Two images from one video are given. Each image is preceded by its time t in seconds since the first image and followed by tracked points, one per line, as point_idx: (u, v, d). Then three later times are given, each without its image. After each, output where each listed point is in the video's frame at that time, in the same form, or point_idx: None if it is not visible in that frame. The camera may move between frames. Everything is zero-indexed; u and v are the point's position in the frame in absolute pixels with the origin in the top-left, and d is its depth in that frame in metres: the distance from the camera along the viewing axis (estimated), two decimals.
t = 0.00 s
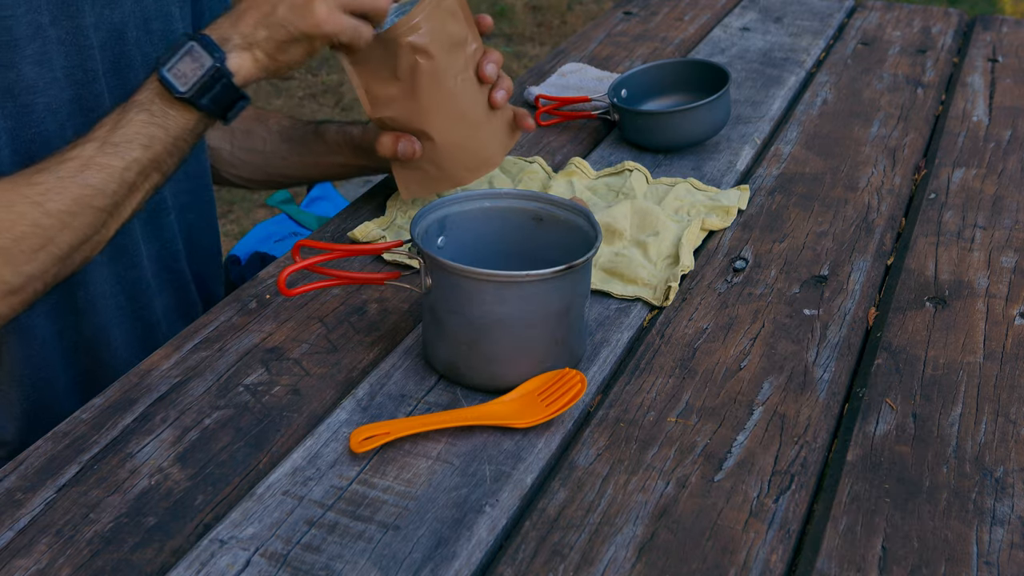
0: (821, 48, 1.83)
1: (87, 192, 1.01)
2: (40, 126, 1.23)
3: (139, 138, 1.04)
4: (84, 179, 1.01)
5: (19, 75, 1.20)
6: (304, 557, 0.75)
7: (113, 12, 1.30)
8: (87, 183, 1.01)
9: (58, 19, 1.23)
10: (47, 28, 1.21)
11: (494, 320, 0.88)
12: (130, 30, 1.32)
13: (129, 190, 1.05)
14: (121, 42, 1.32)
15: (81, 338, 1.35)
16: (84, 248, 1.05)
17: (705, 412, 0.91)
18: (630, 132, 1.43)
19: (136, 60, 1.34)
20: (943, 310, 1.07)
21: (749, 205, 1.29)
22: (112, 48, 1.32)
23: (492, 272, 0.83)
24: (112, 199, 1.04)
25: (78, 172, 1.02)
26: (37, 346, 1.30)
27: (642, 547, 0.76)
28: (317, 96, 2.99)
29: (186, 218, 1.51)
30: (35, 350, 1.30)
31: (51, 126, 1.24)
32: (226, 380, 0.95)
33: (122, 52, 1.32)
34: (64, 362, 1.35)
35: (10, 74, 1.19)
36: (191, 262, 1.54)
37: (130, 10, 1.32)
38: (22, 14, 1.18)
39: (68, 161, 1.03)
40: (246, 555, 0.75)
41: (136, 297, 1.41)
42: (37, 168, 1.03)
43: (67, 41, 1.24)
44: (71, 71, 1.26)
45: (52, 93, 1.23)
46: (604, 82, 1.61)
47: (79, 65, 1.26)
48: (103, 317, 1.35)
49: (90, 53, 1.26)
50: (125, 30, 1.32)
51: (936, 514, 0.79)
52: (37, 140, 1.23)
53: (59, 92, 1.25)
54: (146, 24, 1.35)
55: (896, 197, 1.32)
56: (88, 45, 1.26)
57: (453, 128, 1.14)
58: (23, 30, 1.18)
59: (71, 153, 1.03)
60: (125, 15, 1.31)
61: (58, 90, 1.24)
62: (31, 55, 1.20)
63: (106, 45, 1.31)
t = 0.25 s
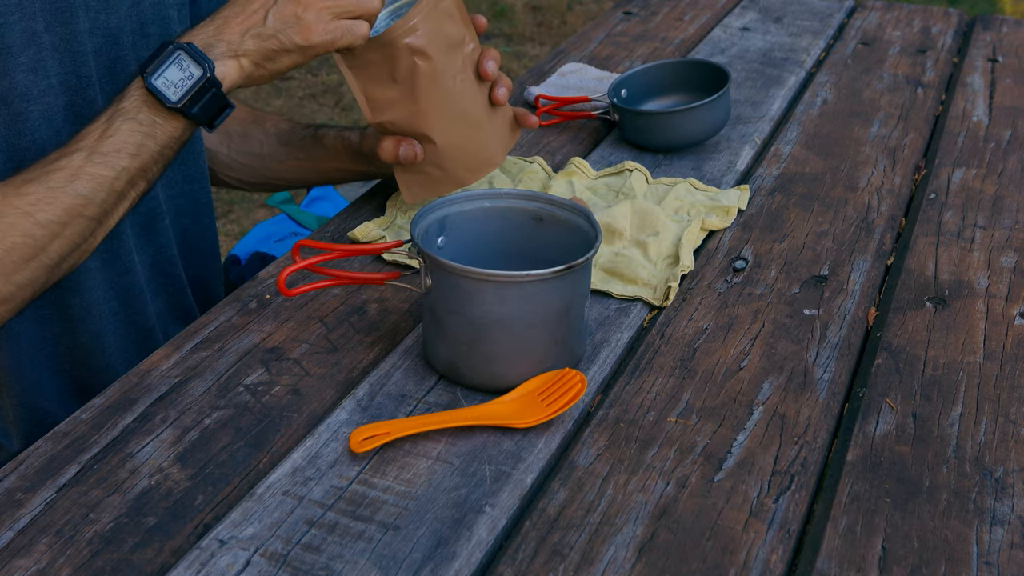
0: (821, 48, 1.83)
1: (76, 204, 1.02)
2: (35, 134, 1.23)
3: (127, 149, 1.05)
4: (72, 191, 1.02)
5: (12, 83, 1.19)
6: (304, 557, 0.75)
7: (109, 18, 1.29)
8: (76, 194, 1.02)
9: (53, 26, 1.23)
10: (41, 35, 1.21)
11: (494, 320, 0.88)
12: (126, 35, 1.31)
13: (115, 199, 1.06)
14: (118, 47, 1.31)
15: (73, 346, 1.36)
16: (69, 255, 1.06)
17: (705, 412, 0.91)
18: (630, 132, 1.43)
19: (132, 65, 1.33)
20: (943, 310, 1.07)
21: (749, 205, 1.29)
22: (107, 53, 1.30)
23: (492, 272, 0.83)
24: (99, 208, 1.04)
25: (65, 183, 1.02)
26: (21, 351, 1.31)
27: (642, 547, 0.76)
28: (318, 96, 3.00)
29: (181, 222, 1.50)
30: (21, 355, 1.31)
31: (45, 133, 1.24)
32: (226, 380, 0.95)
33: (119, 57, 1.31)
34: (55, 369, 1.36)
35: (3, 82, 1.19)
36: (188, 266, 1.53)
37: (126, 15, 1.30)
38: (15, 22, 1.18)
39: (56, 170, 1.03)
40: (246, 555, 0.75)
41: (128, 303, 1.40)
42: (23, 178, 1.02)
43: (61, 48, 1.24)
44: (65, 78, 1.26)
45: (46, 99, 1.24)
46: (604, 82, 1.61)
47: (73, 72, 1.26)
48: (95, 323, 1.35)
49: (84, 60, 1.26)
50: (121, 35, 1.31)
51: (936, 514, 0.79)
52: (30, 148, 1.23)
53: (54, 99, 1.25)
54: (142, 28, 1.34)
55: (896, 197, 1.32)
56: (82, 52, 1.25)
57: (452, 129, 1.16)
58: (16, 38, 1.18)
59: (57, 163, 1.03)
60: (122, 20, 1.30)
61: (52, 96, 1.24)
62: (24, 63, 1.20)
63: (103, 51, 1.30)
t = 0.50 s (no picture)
0: (821, 48, 1.83)
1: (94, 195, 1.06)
2: (33, 137, 1.22)
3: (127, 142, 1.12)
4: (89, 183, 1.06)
5: (11, 87, 1.19)
6: (304, 557, 0.75)
7: (107, 19, 1.29)
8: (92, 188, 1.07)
9: (50, 28, 1.23)
10: (38, 38, 1.21)
11: (494, 320, 0.88)
12: (124, 36, 1.31)
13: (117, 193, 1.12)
14: (116, 48, 1.31)
15: (74, 346, 1.35)
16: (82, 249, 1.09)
17: (705, 412, 0.91)
18: (630, 132, 1.43)
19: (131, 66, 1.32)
20: (943, 310, 1.07)
21: (749, 205, 1.29)
22: (106, 54, 1.31)
23: (492, 272, 0.83)
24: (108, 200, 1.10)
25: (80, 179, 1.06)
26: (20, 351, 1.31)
27: (642, 547, 0.76)
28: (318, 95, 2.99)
29: (181, 222, 1.50)
30: (20, 355, 1.31)
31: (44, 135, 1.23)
32: (226, 380, 0.95)
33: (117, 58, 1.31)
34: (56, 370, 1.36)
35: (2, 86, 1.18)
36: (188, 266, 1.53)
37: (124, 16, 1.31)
38: (14, 26, 1.18)
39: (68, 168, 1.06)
40: (246, 555, 0.75)
41: (127, 303, 1.40)
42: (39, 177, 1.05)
43: (59, 50, 1.25)
44: (64, 80, 1.26)
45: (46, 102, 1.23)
46: (604, 82, 1.61)
47: (71, 73, 1.26)
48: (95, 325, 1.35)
49: (84, 61, 1.26)
50: (119, 36, 1.31)
51: (936, 514, 0.79)
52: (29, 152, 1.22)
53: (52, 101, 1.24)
54: (139, 29, 1.34)
55: (896, 197, 1.32)
56: (81, 52, 1.26)
57: (472, 121, 1.11)
58: (13, 41, 1.18)
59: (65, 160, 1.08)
60: (120, 21, 1.31)
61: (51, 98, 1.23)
62: (24, 67, 1.20)
63: (101, 52, 1.30)
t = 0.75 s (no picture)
0: (821, 48, 1.83)
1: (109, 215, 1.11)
2: (23, 138, 1.23)
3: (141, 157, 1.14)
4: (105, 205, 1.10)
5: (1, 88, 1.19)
6: (304, 557, 0.75)
7: (107, 19, 1.28)
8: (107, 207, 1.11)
9: (49, 30, 1.22)
10: (36, 40, 1.20)
11: (494, 320, 0.88)
12: (124, 36, 1.30)
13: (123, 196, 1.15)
14: (117, 48, 1.30)
15: (69, 345, 1.35)
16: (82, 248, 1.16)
17: (705, 412, 0.91)
18: (630, 132, 1.43)
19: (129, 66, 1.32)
20: (943, 310, 1.07)
21: (749, 205, 1.29)
22: (105, 54, 1.30)
23: (492, 272, 0.83)
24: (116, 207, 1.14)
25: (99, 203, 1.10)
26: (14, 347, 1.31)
27: (642, 547, 0.76)
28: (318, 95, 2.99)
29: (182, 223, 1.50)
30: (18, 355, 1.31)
31: (39, 138, 1.24)
32: (226, 380, 0.95)
33: (117, 58, 1.31)
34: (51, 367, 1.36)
35: None
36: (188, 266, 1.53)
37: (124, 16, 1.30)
38: (7, 28, 1.18)
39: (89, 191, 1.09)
40: (246, 555, 0.75)
41: (127, 304, 1.40)
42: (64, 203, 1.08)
43: (58, 52, 1.24)
44: (62, 81, 1.25)
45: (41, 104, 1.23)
46: (604, 82, 1.61)
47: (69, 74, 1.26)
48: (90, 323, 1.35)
49: (83, 62, 1.26)
50: (120, 36, 1.30)
51: (936, 513, 0.79)
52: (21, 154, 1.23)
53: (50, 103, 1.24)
54: (137, 29, 1.34)
55: (896, 197, 1.32)
56: (80, 54, 1.25)
57: (397, 76, 1.01)
58: (8, 44, 1.18)
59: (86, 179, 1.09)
60: (119, 21, 1.29)
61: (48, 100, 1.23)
62: (17, 69, 1.20)
63: (101, 53, 1.29)
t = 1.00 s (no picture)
0: (821, 48, 1.83)
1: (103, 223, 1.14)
2: (21, 138, 1.23)
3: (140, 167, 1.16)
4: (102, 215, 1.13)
5: None
6: (304, 557, 0.75)
7: (103, 19, 1.29)
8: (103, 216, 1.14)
9: (47, 31, 1.23)
10: (34, 41, 1.21)
11: (494, 320, 0.88)
12: (122, 36, 1.31)
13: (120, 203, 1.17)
14: (114, 48, 1.31)
15: (69, 345, 1.35)
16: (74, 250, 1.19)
17: (705, 412, 0.91)
18: (630, 132, 1.43)
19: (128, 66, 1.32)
20: (943, 310, 1.07)
21: (749, 205, 1.29)
22: (103, 54, 1.30)
23: (492, 272, 0.83)
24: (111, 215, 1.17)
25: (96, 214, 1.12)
26: (13, 344, 1.31)
27: (642, 547, 0.76)
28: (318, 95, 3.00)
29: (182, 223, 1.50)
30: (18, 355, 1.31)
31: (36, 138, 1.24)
32: (226, 380, 0.95)
33: (114, 58, 1.31)
34: (50, 365, 1.36)
35: None
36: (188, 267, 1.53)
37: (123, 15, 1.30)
38: (4, 28, 1.18)
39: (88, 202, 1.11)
40: (246, 555, 0.75)
41: (127, 304, 1.40)
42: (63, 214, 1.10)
43: (56, 52, 1.24)
44: (61, 82, 1.26)
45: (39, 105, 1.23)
46: (604, 82, 1.61)
47: (67, 75, 1.26)
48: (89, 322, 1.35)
49: (81, 62, 1.26)
50: (117, 36, 1.30)
51: (936, 514, 0.79)
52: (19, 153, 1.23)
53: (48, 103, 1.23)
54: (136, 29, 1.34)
55: (896, 197, 1.32)
56: (78, 54, 1.25)
57: (338, 95, 1.02)
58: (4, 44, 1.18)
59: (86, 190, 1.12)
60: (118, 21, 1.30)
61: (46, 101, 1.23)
62: (15, 70, 1.20)
63: (99, 53, 1.30)
